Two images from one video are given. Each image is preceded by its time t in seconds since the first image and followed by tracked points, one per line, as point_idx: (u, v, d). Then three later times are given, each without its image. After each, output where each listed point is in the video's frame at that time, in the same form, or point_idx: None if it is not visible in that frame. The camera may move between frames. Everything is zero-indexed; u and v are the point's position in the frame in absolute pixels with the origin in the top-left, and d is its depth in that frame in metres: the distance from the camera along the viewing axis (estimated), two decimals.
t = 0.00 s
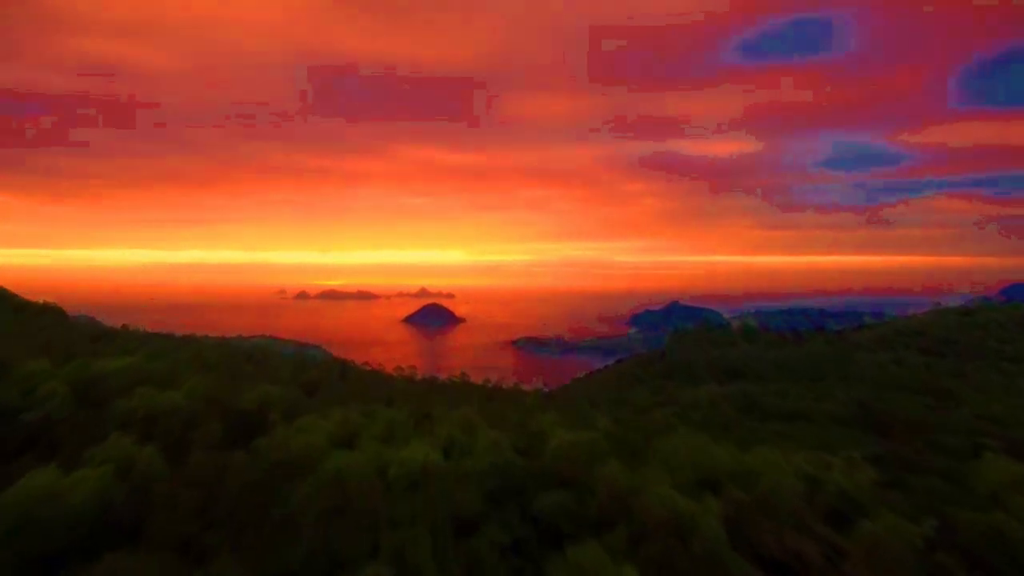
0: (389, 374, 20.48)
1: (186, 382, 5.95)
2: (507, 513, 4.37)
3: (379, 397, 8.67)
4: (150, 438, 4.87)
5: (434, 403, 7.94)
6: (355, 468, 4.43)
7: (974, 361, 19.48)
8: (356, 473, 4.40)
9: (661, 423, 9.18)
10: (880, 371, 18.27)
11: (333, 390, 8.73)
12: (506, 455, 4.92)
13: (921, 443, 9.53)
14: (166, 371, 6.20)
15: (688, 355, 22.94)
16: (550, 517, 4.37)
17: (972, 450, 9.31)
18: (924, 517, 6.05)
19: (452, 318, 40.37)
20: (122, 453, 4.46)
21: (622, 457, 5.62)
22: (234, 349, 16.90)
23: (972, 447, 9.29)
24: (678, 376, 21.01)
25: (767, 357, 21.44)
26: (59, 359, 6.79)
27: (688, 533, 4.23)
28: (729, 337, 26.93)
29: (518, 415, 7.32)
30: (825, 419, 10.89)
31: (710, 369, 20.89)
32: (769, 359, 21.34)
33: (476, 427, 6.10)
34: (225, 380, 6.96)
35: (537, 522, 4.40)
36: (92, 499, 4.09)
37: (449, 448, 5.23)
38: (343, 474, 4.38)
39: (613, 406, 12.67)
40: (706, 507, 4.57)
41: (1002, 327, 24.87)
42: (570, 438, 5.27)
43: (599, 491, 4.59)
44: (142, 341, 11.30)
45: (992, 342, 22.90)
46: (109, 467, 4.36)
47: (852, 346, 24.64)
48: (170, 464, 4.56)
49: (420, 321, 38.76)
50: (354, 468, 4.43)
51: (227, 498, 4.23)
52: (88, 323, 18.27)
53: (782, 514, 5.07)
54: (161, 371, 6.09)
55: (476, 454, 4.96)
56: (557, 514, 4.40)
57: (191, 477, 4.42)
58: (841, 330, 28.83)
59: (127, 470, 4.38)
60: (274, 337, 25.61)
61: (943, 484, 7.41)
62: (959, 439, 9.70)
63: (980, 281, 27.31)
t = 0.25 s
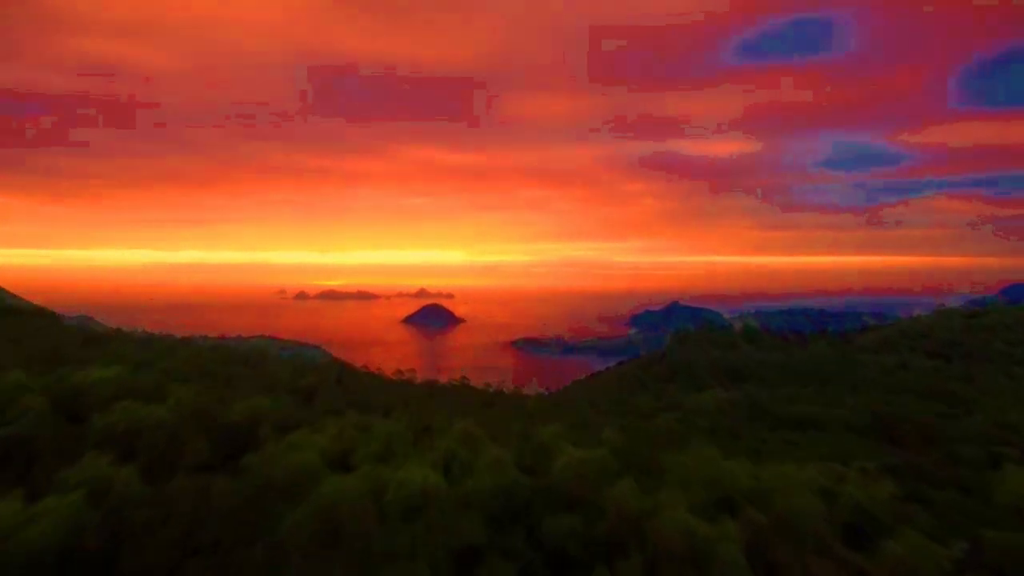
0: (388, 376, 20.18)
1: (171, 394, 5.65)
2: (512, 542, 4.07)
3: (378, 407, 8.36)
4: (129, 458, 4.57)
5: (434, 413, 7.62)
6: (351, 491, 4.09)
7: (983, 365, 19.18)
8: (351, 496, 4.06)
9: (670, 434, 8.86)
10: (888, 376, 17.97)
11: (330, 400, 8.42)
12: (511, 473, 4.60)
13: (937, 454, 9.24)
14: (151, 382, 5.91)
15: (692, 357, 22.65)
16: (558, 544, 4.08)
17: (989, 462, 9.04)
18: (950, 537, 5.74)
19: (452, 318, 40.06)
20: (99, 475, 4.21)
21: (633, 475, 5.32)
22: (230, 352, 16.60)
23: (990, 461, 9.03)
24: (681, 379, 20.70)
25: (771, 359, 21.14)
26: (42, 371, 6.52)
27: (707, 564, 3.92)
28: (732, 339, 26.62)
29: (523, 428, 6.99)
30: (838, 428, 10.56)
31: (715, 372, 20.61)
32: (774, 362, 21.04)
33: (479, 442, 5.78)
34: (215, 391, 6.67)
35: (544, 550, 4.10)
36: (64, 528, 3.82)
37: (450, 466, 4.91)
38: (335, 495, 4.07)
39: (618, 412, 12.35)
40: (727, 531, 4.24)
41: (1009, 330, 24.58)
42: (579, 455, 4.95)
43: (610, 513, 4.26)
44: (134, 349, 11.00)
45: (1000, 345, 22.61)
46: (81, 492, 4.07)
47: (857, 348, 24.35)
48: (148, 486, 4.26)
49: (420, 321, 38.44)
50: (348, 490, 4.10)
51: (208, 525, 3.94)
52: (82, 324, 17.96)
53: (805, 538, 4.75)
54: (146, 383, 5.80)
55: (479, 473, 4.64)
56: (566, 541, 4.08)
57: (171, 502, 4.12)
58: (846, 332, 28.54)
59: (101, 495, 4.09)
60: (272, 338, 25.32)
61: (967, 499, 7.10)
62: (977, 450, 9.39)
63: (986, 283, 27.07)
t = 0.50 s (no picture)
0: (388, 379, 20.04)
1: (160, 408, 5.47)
2: (518, 565, 3.89)
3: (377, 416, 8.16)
4: (113, 477, 4.40)
5: (435, 423, 7.43)
6: (346, 514, 3.92)
7: (987, 367, 19.04)
8: (346, 521, 3.87)
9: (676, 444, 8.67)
10: (892, 379, 17.81)
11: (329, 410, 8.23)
12: (519, 492, 4.41)
13: (951, 463, 9.05)
14: (139, 395, 5.75)
15: (694, 360, 22.48)
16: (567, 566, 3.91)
17: (1003, 471, 8.89)
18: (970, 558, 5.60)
19: (452, 319, 39.93)
20: (77, 498, 4.00)
21: (645, 491, 5.15)
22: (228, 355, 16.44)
23: (1005, 470, 8.88)
24: (683, 382, 20.53)
25: (773, 361, 20.98)
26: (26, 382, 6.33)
27: None
28: (734, 340, 26.46)
29: (526, 440, 6.79)
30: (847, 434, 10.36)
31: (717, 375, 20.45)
32: (777, 365, 20.89)
33: (481, 458, 5.58)
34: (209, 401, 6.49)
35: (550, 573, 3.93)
36: (35, 552, 3.61)
37: (450, 482, 4.73)
38: (330, 519, 3.86)
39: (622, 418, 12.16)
40: (744, 553, 4.06)
41: (1012, 332, 24.48)
42: (586, 471, 4.81)
43: (622, 536, 4.09)
44: (129, 356, 10.83)
45: (1003, 346, 22.50)
46: (61, 515, 3.89)
47: (860, 350, 24.19)
48: (132, 508, 4.07)
49: (420, 322, 38.33)
50: (345, 514, 3.92)
51: (195, 548, 3.75)
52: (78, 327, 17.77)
53: (823, 557, 4.57)
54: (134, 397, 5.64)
55: (482, 491, 4.44)
56: (575, 563, 3.91)
57: (156, 525, 3.95)
58: (848, 334, 28.39)
59: (82, 516, 3.91)
60: (271, 338, 25.14)
61: (986, 511, 6.91)
62: (990, 457, 9.22)
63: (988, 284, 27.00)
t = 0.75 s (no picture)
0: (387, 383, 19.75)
1: (143, 427, 5.22)
2: None
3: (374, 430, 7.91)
4: (85, 503, 4.16)
5: (436, 438, 7.15)
6: (334, 545, 3.65)
7: (997, 371, 18.72)
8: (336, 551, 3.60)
9: (685, 458, 8.39)
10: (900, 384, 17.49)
11: (325, 422, 7.95)
12: (524, 516, 4.14)
13: (969, 473, 8.75)
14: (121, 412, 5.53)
15: (698, 363, 22.18)
16: None
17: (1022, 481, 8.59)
18: None
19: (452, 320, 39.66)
20: (43, 526, 3.75)
21: (656, 513, 4.89)
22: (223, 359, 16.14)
23: None
24: (686, 386, 20.23)
25: (777, 364, 20.69)
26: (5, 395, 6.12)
27: None
28: (737, 342, 26.14)
29: (531, 455, 6.52)
30: (860, 443, 10.05)
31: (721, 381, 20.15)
32: (782, 368, 20.58)
33: (483, 479, 5.30)
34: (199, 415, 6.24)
35: None
36: None
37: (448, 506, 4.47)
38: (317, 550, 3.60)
39: (627, 427, 11.87)
40: None
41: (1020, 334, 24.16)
42: (594, 493, 4.55)
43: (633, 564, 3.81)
44: (120, 363, 10.57)
45: (1012, 349, 22.16)
46: (25, 545, 3.64)
47: (865, 353, 23.89)
48: (104, 540, 3.83)
49: (420, 322, 38.08)
50: (332, 545, 3.65)
51: None
52: (71, 330, 17.47)
53: None
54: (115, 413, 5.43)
55: (485, 518, 4.16)
56: None
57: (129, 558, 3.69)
58: (852, 336, 28.09)
59: (48, 546, 3.66)
60: (269, 339, 24.90)
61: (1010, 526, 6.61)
62: (1009, 467, 8.92)
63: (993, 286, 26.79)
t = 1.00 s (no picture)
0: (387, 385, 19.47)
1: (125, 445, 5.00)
2: None
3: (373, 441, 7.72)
4: (58, 527, 3.97)
5: (437, 450, 6.93)
6: None
7: (1007, 374, 18.41)
8: None
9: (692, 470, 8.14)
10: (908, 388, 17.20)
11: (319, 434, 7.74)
12: (532, 542, 3.91)
13: (989, 484, 8.49)
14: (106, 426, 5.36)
15: (701, 366, 21.88)
16: None
17: None
18: None
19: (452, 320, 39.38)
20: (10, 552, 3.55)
21: (670, 537, 4.67)
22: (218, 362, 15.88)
23: None
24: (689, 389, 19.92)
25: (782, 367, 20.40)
26: None
27: None
28: (740, 344, 25.82)
29: (536, 469, 6.29)
30: (873, 451, 9.81)
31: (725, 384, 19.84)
32: (787, 371, 20.26)
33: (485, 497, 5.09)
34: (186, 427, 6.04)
35: None
36: None
37: (449, 531, 4.26)
38: None
39: (631, 435, 11.63)
40: None
41: None
42: (604, 516, 4.33)
43: None
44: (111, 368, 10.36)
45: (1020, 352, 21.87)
46: None
47: (870, 355, 23.59)
48: (77, 568, 3.64)
49: (420, 322, 37.78)
50: None
51: None
52: (64, 332, 17.18)
53: None
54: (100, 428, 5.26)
55: (487, 544, 3.95)
56: None
57: None
58: (856, 338, 27.78)
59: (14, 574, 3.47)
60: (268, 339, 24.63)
61: None
62: None
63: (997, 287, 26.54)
